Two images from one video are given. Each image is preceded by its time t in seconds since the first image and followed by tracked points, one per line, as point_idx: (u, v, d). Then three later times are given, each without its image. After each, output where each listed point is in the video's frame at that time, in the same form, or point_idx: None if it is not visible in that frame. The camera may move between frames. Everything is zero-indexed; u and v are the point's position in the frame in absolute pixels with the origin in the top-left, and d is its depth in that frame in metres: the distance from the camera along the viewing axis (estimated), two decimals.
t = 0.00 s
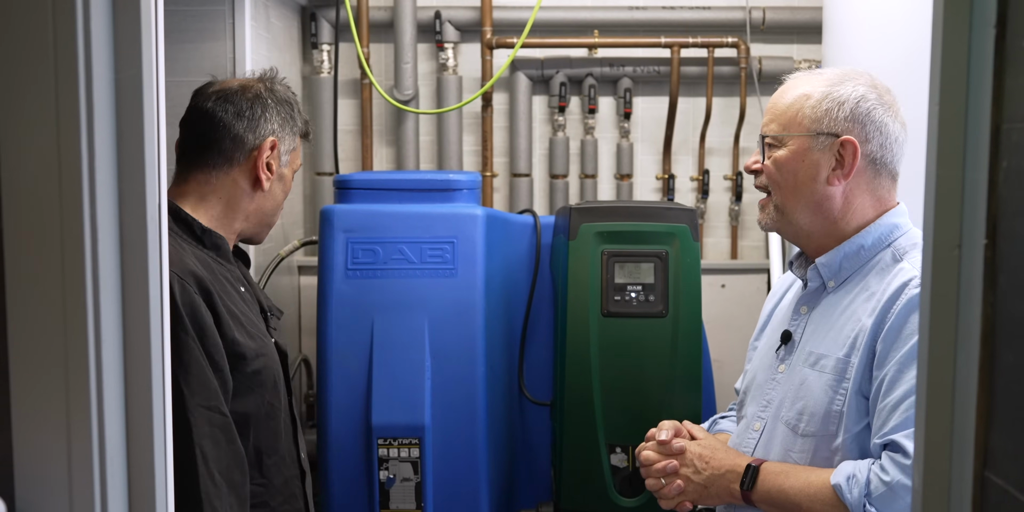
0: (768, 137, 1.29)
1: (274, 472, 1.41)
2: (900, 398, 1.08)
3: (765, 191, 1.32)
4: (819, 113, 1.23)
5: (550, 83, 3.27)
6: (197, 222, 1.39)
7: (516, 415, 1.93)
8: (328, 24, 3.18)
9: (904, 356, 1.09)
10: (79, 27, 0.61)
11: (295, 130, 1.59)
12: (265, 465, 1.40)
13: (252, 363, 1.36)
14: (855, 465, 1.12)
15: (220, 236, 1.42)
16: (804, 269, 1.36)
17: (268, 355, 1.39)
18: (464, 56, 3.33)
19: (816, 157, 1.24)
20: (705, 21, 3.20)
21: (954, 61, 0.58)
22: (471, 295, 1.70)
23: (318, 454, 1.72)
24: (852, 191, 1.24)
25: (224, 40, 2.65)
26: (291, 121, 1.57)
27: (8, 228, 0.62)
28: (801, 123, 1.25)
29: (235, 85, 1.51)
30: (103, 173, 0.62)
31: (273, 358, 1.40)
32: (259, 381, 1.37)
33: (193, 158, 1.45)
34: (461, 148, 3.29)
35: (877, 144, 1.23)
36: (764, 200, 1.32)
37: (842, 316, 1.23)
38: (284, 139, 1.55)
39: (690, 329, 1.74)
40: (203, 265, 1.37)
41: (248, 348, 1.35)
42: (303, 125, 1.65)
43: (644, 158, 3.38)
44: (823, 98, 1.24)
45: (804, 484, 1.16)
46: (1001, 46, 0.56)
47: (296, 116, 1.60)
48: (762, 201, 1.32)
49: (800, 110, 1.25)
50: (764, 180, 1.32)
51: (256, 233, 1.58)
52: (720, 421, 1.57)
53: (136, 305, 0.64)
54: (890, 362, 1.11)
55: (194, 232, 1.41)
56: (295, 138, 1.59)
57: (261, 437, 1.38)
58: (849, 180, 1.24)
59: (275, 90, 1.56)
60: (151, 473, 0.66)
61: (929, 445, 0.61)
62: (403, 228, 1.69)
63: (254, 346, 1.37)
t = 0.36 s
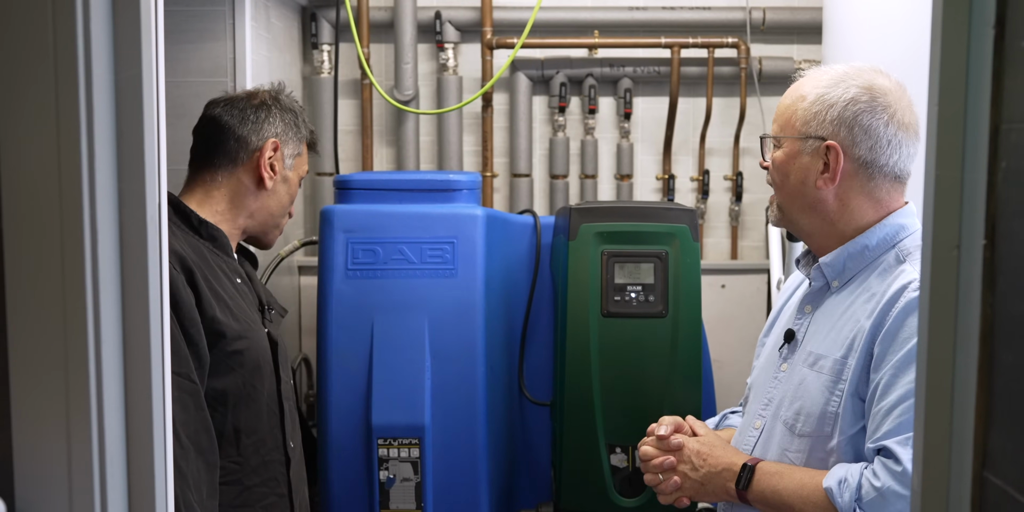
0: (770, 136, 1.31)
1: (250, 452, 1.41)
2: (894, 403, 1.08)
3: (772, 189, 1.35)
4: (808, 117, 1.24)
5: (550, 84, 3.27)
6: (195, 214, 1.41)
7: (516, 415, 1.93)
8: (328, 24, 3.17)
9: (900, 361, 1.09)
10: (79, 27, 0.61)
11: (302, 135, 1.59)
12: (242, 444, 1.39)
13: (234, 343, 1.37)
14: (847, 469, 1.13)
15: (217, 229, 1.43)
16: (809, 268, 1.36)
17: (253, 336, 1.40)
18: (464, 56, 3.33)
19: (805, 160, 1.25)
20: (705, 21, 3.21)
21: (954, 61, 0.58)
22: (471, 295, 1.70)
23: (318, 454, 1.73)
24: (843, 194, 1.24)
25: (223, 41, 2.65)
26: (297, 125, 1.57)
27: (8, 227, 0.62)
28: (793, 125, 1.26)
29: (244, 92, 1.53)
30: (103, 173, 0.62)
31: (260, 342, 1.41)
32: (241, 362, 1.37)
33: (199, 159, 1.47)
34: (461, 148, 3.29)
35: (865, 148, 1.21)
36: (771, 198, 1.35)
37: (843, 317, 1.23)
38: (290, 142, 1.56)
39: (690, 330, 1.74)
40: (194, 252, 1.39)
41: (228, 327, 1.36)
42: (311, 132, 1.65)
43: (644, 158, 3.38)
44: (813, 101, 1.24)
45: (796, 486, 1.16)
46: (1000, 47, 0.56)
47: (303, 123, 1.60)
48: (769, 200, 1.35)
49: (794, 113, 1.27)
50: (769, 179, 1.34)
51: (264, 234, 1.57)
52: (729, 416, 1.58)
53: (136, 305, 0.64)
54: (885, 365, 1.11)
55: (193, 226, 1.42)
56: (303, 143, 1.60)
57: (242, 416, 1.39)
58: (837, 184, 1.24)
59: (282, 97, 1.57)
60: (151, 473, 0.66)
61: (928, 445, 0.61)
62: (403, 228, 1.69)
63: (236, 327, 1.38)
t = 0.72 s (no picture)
0: (772, 146, 1.29)
1: (243, 453, 1.40)
2: (893, 407, 1.08)
3: (773, 196, 1.33)
4: (816, 126, 1.23)
5: (550, 84, 3.27)
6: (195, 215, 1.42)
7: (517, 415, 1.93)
8: (328, 24, 3.18)
9: (899, 364, 1.09)
10: (80, 27, 0.61)
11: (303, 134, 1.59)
12: (235, 444, 1.39)
13: (229, 342, 1.37)
14: (846, 474, 1.13)
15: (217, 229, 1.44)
16: (814, 269, 1.36)
17: (249, 336, 1.40)
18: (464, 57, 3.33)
19: (815, 170, 1.24)
20: (706, 22, 3.21)
21: (954, 62, 0.58)
22: (471, 296, 1.70)
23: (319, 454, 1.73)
24: (853, 202, 1.23)
25: (224, 41, 2.66)
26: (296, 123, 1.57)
27: (10, 225, 0.62)
28: (800, 134, 1.25)
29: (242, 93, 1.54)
30: (104, 173, 0.62)
31: (257, 343, 1.41)
32: (236, 361, 1.37)
33: (198, 161, 1.49)
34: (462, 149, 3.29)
35: (876, 155, 1.21)
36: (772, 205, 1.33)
37: (846, 319, 1.23)
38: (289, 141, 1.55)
39: (691, 330, 1.74)
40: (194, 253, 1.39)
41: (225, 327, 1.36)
42: (314, 132, 1.64)
43: (644, 159, 3.38)
44: (820, 108, 1.23)
45: (797, 490, 1.16)
46: (1000, 47, 0.56)
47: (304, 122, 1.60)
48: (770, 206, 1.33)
49: (799, 121, 1.25)
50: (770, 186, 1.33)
51: (267, 235, 1.57)
52: (738, 418, 1.58)
53: (137, 304, 0.64)
54: (886, 369, 1.11)
55: (194, 226, 1.43)
56: (304, 141, 1.59)
57: (236, 416, 1.38)
58: (849, 192, 1.23)
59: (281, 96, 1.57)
60: (152, 472, 0.66)
61: (929, 445, 0.61)
62: (403, 229, 1.69)
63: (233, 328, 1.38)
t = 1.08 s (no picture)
0: (781, 157, 1.27)
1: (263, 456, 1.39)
2: (903, 412, 1.08)
3: (782, 205, 1.32)
4: (833, 138, 1.22)
5: (551, 84, 3.27)
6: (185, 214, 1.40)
7: (517, 416, 1.93)
8: (329, 25, 3.18)
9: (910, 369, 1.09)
10: (83, 30, 0.61)
11: (276, 124, 1.48)
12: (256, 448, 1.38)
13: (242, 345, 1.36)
14: (857, 479, 1.13)
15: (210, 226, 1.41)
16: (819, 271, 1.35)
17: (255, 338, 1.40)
18: (465, 58, 3.34)
19: (832, 182, 1.23)
20: (706, 22, 3.21)
21: (953, 64, 0.58)
22: (472, 296, 1.70)
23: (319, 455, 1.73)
24: (870, 211, 1.24)
25: (226, 41, 2.67)
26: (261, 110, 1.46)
27: (11, 227, 0.62)
28: (815, 147, 1.23)
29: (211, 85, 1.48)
30: (106, 175, 0.63)
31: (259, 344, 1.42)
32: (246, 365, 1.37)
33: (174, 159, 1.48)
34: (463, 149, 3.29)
35: (895, 165, 1.22)
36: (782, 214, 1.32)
37: (853, 321, 1.24)
38: (253, 131, 1.46)
39: (692, 332, 1.74)
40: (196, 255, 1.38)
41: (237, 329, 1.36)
42: (298, 119, 1.52)
43: (644, 159, 3.38)
44: (837, 119, 1.22)
45: (807, 493, 1.17)
46: (1000, 50, 0.56)
47: (279, 110, 1.48)
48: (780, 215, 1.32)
49: (814, 133, 1.23)
50: (781, 195, 1.31)
51: (245, 233, 1.52)
52: (737, 417, 1.58)
53: (139, 307, 0.65)
54: (896, 373, 1.11)
55: (184, 225, 1.40)
56: (274, 128, 1.48)
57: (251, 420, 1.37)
58: (866, 203, 1.23)
59: (252, 84, 1.48)
60: (154, 472, 0.66)
61: (928, 446, 0.61)
62: (405, 229, 1.69)
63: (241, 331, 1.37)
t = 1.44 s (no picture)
0: (774, 187, 1.28)
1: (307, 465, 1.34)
2: (910, 415, 1.08)
3: (783, 228, 1.31)
4: (820, 157, 1.22)
5: (553, 85, 3.27)
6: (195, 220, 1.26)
7: (519, 417, 1.94)
8: (331, 25, 3.17)
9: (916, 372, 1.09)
10: (86, 32, 0.61)
11: (274, 122, 1.28)
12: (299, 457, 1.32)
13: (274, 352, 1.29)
14: (865, 481, 1.13)
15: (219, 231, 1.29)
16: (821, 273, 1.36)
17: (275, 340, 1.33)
18: (467, 58, 3.34)
19: (830, 198, 1.23)
20: (707, 23, 3.21)
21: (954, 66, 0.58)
22: (473, 297, 1.70)
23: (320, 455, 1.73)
24: (871, 217, 1.24)
25: (228, 42, 2.67)
26: (257, 110, 1.26)
27: (14, 229, 0.62)
28: (805, 168, 1.24)
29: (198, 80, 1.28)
30: (109, 175, 0.63)
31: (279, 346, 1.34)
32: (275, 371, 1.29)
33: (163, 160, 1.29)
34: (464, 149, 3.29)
35: (887, 167, 1.22)
36: (786, 236, 1.31)
37: (858, 323, 1.23)
38: (251, 133, 1.26)
39: (693, 333, 1.75)
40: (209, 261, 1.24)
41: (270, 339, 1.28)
42: (298, 114, 1.32)
43: (646, 160, 3.38)
44: (819, 137, 1.22)
45: (814, 496, 1.16)
46: (1002, 51, 0.56)
47: (275, 107, 1.28)
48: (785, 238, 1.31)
49: (800, 155, 1.24)
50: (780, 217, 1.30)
51: (242, 238, 1.33)
52: (738, 417, 1.58)
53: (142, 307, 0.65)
54: (902, 376, 1.12)
55: (195, 233, 1.27)
56: (274, 129, 1.28)
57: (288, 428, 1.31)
58: (867, 209, 1.23)
59: (246, 79, 1.28)
60: (156, 472, 0.66)
61: (929, 447, 0.61)
62: (406, 230, 1.69)
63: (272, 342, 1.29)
